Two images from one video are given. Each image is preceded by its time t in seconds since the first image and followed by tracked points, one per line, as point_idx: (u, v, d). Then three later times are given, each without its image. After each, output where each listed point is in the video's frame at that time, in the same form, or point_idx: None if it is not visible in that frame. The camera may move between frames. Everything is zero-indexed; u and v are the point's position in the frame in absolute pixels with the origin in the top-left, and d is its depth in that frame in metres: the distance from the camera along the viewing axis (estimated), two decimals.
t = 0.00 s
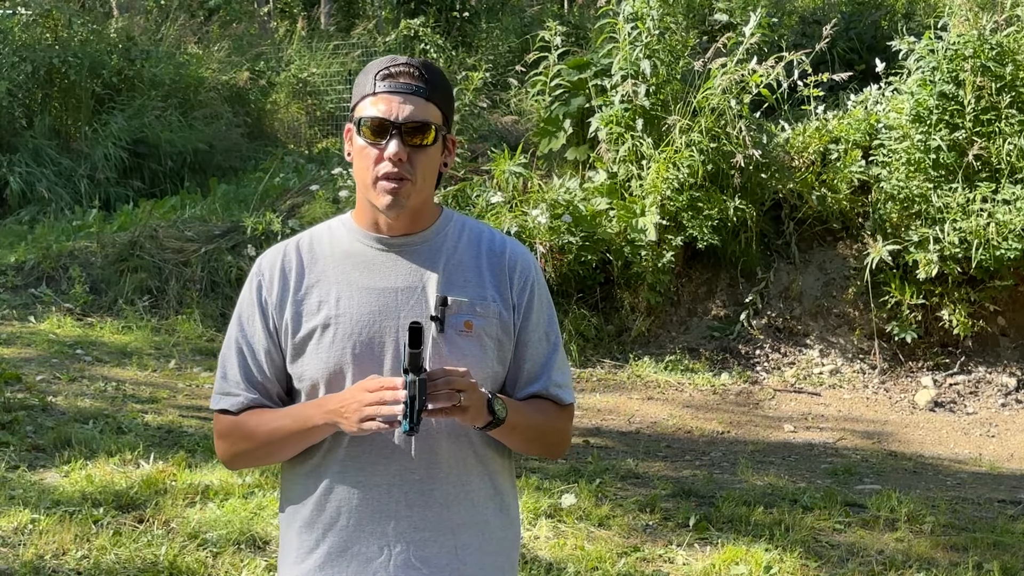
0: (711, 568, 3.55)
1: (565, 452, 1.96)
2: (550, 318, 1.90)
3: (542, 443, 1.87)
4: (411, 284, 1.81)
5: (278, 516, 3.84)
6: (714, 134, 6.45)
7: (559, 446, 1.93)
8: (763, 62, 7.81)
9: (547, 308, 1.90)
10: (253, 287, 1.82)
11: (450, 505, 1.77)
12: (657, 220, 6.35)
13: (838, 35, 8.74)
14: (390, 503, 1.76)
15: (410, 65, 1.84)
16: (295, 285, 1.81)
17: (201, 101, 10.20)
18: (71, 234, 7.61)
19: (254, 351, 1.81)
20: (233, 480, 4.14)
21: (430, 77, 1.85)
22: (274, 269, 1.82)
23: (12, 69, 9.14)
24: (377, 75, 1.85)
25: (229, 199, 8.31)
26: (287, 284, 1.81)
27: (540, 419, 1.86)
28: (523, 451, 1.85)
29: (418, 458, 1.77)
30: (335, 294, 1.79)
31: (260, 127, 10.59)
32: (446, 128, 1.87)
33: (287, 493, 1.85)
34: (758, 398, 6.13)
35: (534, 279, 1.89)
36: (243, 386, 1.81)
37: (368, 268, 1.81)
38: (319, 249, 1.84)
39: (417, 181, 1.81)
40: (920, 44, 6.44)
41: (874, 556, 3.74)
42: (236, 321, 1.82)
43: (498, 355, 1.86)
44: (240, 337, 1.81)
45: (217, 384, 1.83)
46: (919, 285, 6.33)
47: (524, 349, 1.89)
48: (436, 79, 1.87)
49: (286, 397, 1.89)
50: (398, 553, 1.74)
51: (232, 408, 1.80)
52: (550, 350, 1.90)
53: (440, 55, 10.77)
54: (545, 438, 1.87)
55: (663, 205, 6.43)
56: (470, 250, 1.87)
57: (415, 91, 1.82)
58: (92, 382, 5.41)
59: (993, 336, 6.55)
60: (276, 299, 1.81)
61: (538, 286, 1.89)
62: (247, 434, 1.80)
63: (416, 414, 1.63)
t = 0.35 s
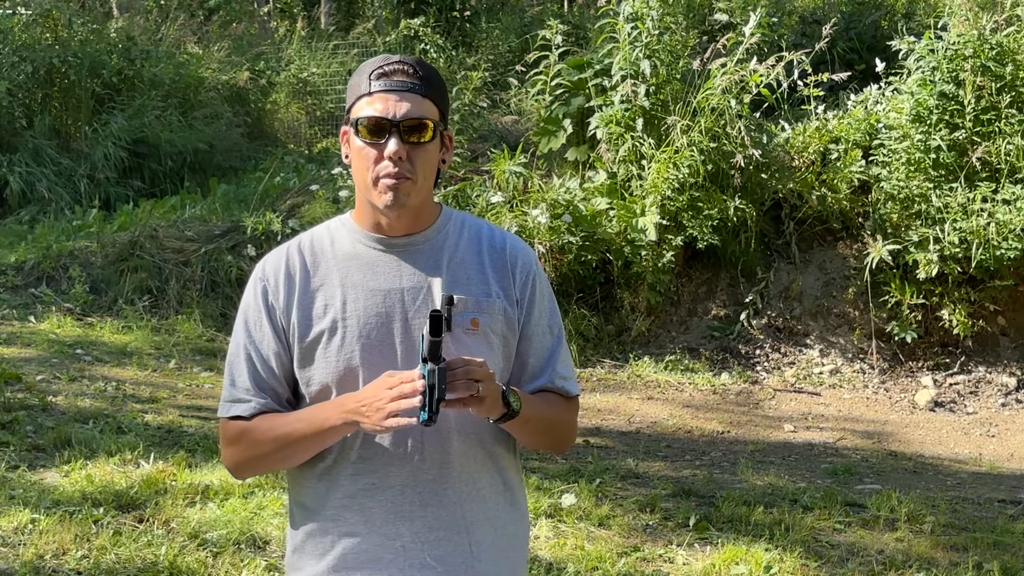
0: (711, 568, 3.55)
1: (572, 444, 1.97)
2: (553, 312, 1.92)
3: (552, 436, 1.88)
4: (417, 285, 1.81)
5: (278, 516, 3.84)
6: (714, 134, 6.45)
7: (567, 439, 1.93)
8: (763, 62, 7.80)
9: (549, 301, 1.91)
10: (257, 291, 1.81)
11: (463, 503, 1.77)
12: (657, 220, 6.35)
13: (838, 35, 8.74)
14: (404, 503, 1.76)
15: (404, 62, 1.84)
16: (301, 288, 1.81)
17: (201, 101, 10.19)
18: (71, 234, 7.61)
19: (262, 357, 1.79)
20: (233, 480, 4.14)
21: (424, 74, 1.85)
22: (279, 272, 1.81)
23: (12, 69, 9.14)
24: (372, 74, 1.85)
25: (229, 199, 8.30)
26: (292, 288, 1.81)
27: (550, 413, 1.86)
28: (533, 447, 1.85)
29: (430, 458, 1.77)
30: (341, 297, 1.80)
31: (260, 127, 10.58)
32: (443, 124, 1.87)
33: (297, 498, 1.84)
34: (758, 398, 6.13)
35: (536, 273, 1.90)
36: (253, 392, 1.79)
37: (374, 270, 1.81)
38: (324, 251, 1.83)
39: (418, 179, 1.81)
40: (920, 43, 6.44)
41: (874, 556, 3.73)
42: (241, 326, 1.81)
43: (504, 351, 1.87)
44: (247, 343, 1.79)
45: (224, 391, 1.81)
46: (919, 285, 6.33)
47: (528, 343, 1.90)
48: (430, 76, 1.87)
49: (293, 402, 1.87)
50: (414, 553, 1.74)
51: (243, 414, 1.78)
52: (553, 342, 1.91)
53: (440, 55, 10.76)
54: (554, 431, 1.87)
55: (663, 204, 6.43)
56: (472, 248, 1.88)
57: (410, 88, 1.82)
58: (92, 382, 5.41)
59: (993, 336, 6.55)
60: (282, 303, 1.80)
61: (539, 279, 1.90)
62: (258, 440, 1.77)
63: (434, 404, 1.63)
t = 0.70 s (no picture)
0: (711, 568, 3.55)
1: (578, 445, 1.97)
2: (559, 312, 1.92)
3: (558, 436, 1.87)
4: (427, 284, 1.81)
5: (278, 516, 3.83)
6: (713, 135, 6.45)
7: (573, 440, 1.93)
8: (763, 62, 7.80)
9: (556, 302, 1.92)
10: (267, 291, 1.81)
11: (474, 502, 1.78)
12: (657, 220, 6.35)
13: (838, 35, 8.73)
14: (416, 503, 1.76)
15: (404, 61, 1.84)
16: (311, 287, 1.81)
17: (201, 101, 10.20)
18: (71, 234, 7.61)
19: (273, 356, 1.80)
20: (233, 480, 4.14)
21: (425, 71, 1.85)
22: (288, 271, 1.81)
23: (12, 69, 9.14)
24: (373, 75, 1.85)
25: (229, 199, 8.30)
26: (301, 287, 1.81)
27: (555, 412, 1.85)
28: (544, 446, 1.85)
29: (441, 457, 1.77)
30: (352, 296, 1.80)
31: (260, 127, 10.58)
32: (446, 120, 1.87)
33: (307, 498, 1.84)
34: (758, 398, 6.13)
35: (544, 273, 1.90)
36: (264, 391, 1.79)
37: (384, 269, 1.81)
38: (334, 250, 1.83)
39: (426, 177, 1.81)
40: (920, 43, 6.43)
41: (874, 556, 3.74)
42: (251, 325, 1.81)
43: (511, 351, 1.87)
44: (258, 343, 1.79)
45: (233, 391, 1.81)
46: (919, 285, 6.33)
47: (535, 343, 1.90)
48: (431, 73, 1.87)
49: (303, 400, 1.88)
50: (426, 552, 1.74)
51: (253, 413, 1.78)
52: (560, 343, 1.92)
53: (440, 55, 10.76)
54: (560, 431, 1.87)
55: (663, 204, 6.43)
56: (480, 247, 1.88)
57: (412, 86, 1.82)
58: (92, 382, 5.41)
59: (993, 336, 6.55)
60: (292, 302, 1.80)
61: (547, 280, 1.90)
62: (268, 438, 1.77)
63: (444, 399, 1.62)
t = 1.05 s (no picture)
0: (711, 568, 3.55)
1: (584, 448, 1.96)
2: (565, 314, 1.91)
3: (562, 437, 1.87)
4: (432, 284, 1.81)
5: (278, 516, 3.83)
6: (713, 135, 6.46)
7: (578, 442, 1.93)
8: (763, 62, 7.80)
9: (562, 304, 1.91)
10: (272, 290, 1.81)
11: (479, 503, 1.77)
12: (657, 220, 6.35)
13: (838, 36, 8.73)
14: (420, 503, 1.76)
15: (411, 63, 1.84)
16: (316, 287, 1.81)
17: (201, 101, 10.20)
18: (71, 234, 7.61)
19: (277, 355, 1.80)
20: (234, 480, 4.14)
21: (433, 74, 1.85)
22: (294, 271, 1.82)
23: (12, 69, 9.13)
24: (380, 78, 1.85)
25: (229, 199, 8.30)
26: (307, 286, 1.81)
27: (560, 413, 1.85)
28: (549, 447, 1.85)
29: (446, 457, 1.77)
30: (357, 295, 1.80)
31: (260, 127, 10.58)
32: (454, 123, 1.87)
33: (310, 499, 1.84)
34: (758, 398, 6.13)
35: (550, 275, 1.89)
36: (267, 390, 1.80)
37: (390, 269, 1.81)
38: (339, 251, 1.84)
39: (433, 180, 1.81)
40: (920, 44, 6.43)
41: (874, 555, 3.74)
42: (256, 325, 1.81)
43: (517, 352, 1.87)
44: (262, 342, 1.80)
45: (237, 390, 1.81)
46: (919, 285, 6.34)
47: (541, 345, 1.89)
48: (438, 75, 1.87)
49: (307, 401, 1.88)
50: (430, 553, 1.74)
51: (256, 411, 1.79)
52: (566, 345, 1.91)
53: (439, 55, 10.76)
54: (564, 432, 1.86)
55: (663, 204, 6.43)
56: (487, 248, 1.87)
57: (420, 89, 1.82)
58: (92, 382, 5.40)
59: (993, 336, 6.55)
60: (297, 301, 1.80)
61: (553, 281, 1.90)
62: (269, 436, 1.77)
63: (439, 397, 1.63)
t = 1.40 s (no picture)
0: (711, 568, 3.55)
1: (594, 446, 1.96)
2: (573, 314, 1.92)
3: (570, 435, 1.87)
4: (436, 285, 1.81)
5: (278, 516, 3.82)
6: (713, 135, 6.46)
7: (590, 440, 1.93)
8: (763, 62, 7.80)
9: (570, 304, 1.92)
10: (274, 292, 1.83)
11: (480, 504, 1.77)
12: (657, 220, 6.35)
13: (838, 35, 8.73)
14: (421, 503, 1.76)
15: (414, 64, 1.84)
16: (316, 288, 1.81)
17: (201, 101, 10.20)
18: (71, 234, 7.61)
19: (274, 355, 1.83)
20: (234, 480, 4.14)
21: (435, 74, 1.85)
22: (296, 272, 1.83)
23: (12, 69, 9.14)
24: (382, 79, 1.85)
25: (229, 199, 8.31)
26: (308, 288, 1.82)
27: (576, 411, 1.86)
28: (553, 442, 1.86)
29: (447, 457, 1.77)
30: (358, 296, 1.80)
31: (260, 127, 10.58)
32: (457, 123, 1.87)
33: (311, 498, 1.84)
34: (758, 398, 6.13)
35: (557, 275, 1.90)
36: (261, 388, 1.83)
37: (393, 269, 1.81)
38: (341, 252, 1.84)
39: (435, 181, 1.81)
40: (920, 43, 6.43)
41: (874, 556, 3.74)
42: (258, 326, 1.84)
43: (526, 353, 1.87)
44: (260, 342, 1.83)
45: (238, 389, 1.85)
46: (919, 285, 6.34)
47: (549, 345, 1.90)
48: (441, 75, 1.86)
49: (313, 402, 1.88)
50: (430, 553, 1.74)
51: (247, 407, 1.83)
52: (575, 345, 1.91)
53: (439, 55, 10.76)
54: (575, 430, 1.87)
55: (663, 205, 6.43)
56: (492, 249, 1.88)
57: (422, 90, 1.82)
58: (92, 382, 5.41)
59: (993, 336, 6.55)
60: (296, 302, 1.82)
61: (560, 281, 1.90)
62: (247, 428, 1.82)
63: (476, 389, 1.63)
